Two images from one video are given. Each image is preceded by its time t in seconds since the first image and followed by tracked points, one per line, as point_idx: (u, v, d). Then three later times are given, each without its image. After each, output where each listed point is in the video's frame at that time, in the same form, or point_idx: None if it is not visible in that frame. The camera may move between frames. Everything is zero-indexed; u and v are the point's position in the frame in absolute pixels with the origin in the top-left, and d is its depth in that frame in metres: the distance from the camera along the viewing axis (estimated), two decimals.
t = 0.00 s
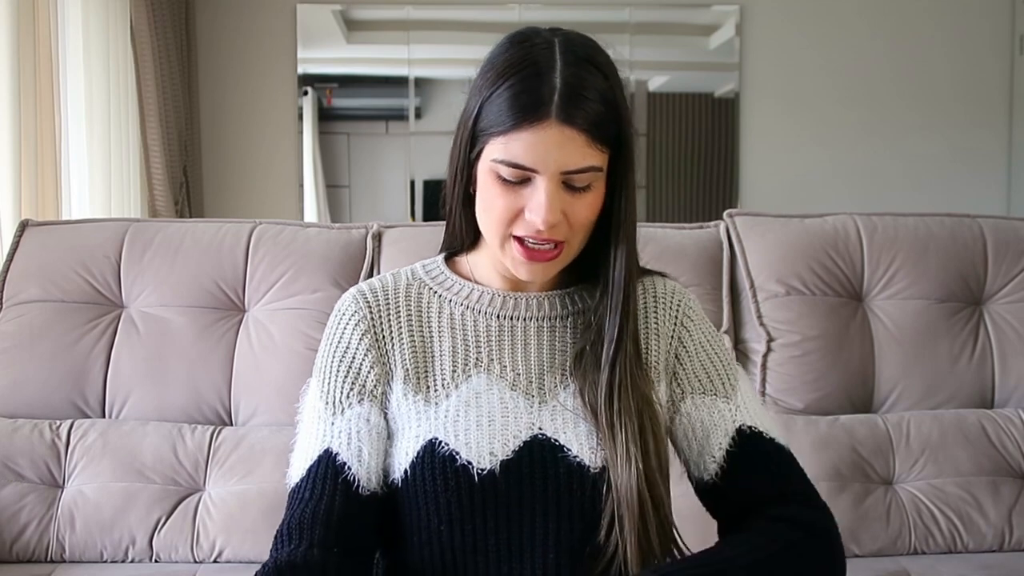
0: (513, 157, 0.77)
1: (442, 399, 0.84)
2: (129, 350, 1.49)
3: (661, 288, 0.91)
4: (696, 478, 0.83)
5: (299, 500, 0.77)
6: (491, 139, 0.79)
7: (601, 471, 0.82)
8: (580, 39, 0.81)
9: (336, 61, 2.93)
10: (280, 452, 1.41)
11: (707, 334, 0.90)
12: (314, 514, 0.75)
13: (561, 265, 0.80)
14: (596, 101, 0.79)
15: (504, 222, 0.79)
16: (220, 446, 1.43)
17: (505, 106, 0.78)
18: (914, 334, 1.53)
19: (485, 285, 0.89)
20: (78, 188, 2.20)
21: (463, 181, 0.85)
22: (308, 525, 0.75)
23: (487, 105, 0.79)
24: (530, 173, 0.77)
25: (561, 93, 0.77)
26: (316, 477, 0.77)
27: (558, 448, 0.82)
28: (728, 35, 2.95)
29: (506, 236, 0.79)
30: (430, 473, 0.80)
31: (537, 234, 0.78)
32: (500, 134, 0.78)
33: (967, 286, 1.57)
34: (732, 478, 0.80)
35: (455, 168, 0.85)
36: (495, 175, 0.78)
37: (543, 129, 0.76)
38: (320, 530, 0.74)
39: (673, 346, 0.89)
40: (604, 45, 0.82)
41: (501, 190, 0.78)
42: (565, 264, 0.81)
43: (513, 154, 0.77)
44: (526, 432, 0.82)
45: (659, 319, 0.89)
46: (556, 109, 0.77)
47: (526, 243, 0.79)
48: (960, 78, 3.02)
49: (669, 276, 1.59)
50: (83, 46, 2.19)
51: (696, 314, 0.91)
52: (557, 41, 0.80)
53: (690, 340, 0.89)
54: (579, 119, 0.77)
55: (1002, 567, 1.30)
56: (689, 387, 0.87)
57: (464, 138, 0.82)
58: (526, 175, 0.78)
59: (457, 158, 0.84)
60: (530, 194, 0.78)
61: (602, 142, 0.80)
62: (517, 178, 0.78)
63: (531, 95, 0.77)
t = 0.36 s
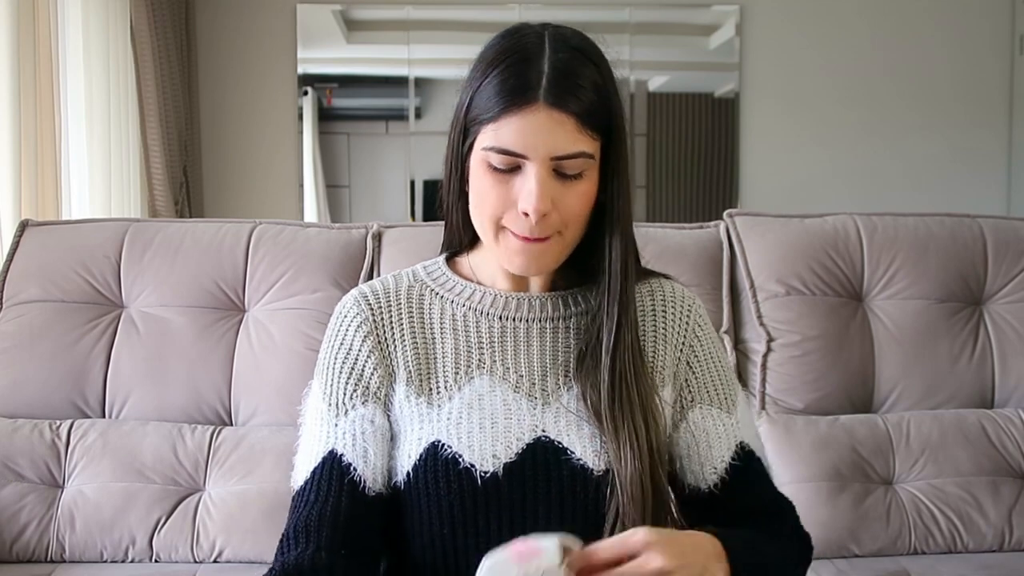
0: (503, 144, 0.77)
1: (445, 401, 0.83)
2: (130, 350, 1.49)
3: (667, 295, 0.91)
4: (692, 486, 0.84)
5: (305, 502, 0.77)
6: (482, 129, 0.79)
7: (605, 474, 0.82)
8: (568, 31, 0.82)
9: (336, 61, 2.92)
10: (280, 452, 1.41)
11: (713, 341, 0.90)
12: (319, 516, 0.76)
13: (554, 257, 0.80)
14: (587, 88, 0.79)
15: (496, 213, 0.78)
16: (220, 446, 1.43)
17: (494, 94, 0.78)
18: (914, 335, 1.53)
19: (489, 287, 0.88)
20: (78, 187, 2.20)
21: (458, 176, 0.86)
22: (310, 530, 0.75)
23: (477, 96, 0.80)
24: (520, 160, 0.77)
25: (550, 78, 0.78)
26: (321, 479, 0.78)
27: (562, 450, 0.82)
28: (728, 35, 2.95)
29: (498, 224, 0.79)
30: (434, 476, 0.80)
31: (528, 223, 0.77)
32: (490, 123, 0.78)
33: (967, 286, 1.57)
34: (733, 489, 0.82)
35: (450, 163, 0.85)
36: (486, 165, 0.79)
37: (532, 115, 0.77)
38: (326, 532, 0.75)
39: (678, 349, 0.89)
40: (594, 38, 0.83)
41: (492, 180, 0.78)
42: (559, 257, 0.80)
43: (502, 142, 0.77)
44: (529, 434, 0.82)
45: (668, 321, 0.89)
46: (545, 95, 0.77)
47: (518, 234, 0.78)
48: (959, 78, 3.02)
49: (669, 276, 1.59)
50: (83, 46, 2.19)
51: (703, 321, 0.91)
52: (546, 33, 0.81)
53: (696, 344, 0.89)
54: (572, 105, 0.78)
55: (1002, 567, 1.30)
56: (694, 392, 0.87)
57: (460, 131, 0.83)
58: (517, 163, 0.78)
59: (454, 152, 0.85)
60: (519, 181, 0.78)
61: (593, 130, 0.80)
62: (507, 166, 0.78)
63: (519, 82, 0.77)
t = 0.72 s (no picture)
0: (506, 99, 0.81)
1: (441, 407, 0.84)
2: (130, 350, 1.49)
3: (668, 312, 0.93)
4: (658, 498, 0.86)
5: (309, 503, 0.80)
6: (485, 91, 0.83)
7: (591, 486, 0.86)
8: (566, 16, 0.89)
9: (336, 61, 2.92)
10: (280, 452, 1.41)
11: (712, 360, 0.91)
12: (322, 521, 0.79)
13: (561, 211, 0.80)
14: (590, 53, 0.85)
15: (500, 167, 0.79)
16: (220, 446, 1.43)
17: (496, 58, 0.84)
18: (914, 335, 1.53)
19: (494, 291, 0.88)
20: (78, 187, 2.20)
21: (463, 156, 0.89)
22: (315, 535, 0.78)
23: (479, 65, 0.86)
24: (525, 112, 0.80)
25: (552, 40, 0.83)
26: (325, 481, 0.80)
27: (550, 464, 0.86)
28: (728, 35, 2.95)
29: (503, 179, 0.80)
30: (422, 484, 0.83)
31: (532, 172, 0.78)
32: (493, 83, 0.83)
33: (967, 286, 1.57)
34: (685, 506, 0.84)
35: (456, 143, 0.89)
36: (489, 124, 0.81)
37: (536, 70, 0.81)
38: (324, 538, 0.78)
39: (675, 363, 0.90)
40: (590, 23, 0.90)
41: (496, 135, 0.80)
42: (569, 213, 0.80)
43: (506, 96, 0.81)
44: (519, 449, 0.87)
45: (666, 334, 0.91)
46: (545, 51, 0.82)
47: (523, 185, 0.79)
48: (959, 78, 3.03)
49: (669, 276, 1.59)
50: (83, 46, 2.19)
51: (707, 339, 0.92)
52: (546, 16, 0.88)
53: (694, 361, 0.90)
54: (579, 66, 0.83)
55: (1002, 567, 1.30)
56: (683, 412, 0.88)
57: (463, 109, 0.87)
58: (520, 118, 0.81)
59: (459, 133, 0.88)
60: (525, 132, 0.80)
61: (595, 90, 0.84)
62: (510, 120, 0.81)
63: (520, 43, 0.83)
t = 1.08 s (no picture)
0: (485, 79, 0.82)
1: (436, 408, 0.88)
2: (130, 350, 1.49)
3: (657, 312, 0.93)
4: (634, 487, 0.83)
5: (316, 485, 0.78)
6: (465, 78, 0.85)
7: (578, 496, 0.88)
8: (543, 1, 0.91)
9: (336, 61, 2.92)
10: (280, 452, 1.41)
11: (702, 356, 0.89)
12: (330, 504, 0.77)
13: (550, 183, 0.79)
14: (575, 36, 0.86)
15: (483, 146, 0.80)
16: (220, 446, 1.43)
17: (473, 45, 0.86)
18: (915, 335, 1.53)
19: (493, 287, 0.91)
20: (78, 187, 2.21)
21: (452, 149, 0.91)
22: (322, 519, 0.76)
23: (459, 57, 0.88)
24: (503, 89, 0.81)
25: (525, 19, 0.86)
26: (337, 463, 0.79)
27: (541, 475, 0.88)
28: (728, 35, 2.95)
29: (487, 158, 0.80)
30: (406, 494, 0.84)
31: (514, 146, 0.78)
32: (471, 68, 0.84)
33: (967, 286, 1.57)
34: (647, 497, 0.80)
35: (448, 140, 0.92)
36: (469, 106, 0.82)
37: (511, 48, 0.83)
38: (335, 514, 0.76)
39: (660, 360, 0.90)
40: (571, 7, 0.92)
41: (477, 115, 0.81)
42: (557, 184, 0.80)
43: (484, 77, 0.82)
44: (507, 460, 0.89)
45: (655, 332, 0.91)
46: (521, 32, 0.84)
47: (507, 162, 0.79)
48: (959, 78, 3.03)
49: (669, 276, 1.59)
50: (83, 47, 2.20)
51: (701, 336, 0.90)
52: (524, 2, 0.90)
53: (679, 356, 0.90)
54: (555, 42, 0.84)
55: (1002, 567, 1.30)
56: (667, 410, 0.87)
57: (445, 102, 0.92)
58: (500, 96, 0.81)
59: (447, 128, 0.92)
60: (504, 108, 0.81)
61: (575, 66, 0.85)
62: (491, 100, 0.81)
63: (496, 27, 0.85)
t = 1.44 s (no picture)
0: (477, 90, 0.81)
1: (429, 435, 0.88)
2: (130, 350, 1.49)
3: (655, 324, 0.93)
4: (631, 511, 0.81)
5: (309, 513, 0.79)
6: (454, 87, 0.83)
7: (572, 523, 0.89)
8: None
9: (336, 61, 2.92)
10: (280, 452, 1.41)
11: (703, 368, 0.90)
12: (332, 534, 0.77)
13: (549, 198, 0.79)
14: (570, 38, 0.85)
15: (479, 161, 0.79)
16: (220, 446, 1.43)
17: (463, 51, 0.84)
18: (914, 335, 1.53)
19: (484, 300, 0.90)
20: (78, 187, 2.21)
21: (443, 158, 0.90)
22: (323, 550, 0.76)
23: (447, 63, 0.86)
24: (496, 100, 0.80)
25: (516, 23, 0.84)
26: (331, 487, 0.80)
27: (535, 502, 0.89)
28: (728, 35, 2.95)
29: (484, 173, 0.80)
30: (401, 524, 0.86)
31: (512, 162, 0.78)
32: (461, 77, 0.83)
33: (967, 286, 1.57)
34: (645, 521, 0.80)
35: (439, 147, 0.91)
36: (462, 118, 0.81)
37: (502, 54, 0.81)
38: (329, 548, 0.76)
39: (658, 373, 0.90)
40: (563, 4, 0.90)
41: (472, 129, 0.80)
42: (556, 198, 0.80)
43: (477, 88, 0.81)
44: (501, 485, 0.90)
45: (655, 345, 0.91)
46: (514, 38, 0.83)
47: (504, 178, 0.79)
48: (959, 78, 3.03)
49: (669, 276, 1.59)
50: (83, 47, 2.19)
51: (703, 348, 0.90)
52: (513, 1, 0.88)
53: (677, 373, 0.90)
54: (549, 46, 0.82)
55: (1002, 567, 1.30)
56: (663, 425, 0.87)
57: (432, 108, 0.91)
58: (494, 108, 0.80)
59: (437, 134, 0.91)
60: (498, 120, 0.80)
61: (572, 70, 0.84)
62: (485, 113, 0.81)
63: (486, 33, 0.84)
